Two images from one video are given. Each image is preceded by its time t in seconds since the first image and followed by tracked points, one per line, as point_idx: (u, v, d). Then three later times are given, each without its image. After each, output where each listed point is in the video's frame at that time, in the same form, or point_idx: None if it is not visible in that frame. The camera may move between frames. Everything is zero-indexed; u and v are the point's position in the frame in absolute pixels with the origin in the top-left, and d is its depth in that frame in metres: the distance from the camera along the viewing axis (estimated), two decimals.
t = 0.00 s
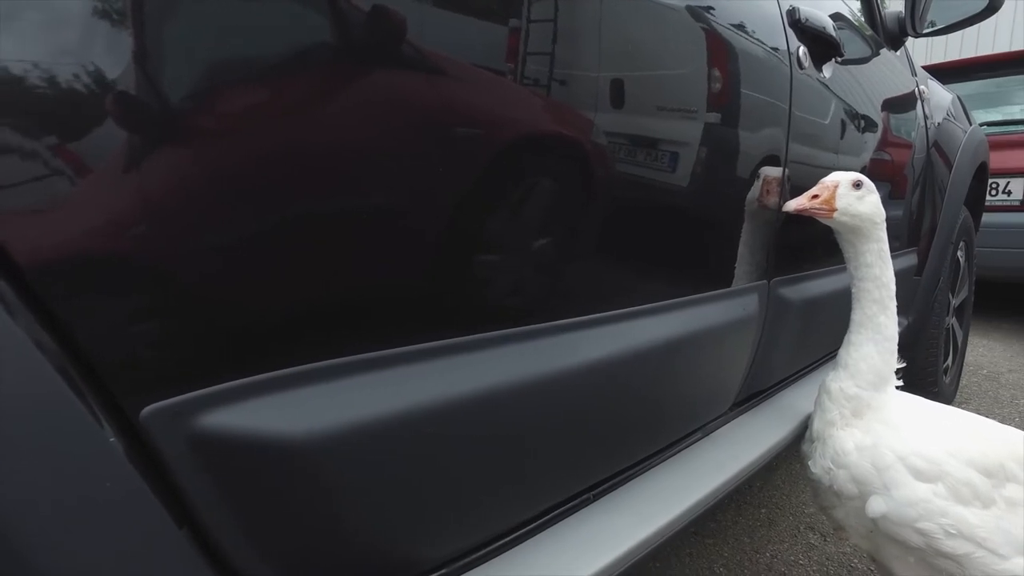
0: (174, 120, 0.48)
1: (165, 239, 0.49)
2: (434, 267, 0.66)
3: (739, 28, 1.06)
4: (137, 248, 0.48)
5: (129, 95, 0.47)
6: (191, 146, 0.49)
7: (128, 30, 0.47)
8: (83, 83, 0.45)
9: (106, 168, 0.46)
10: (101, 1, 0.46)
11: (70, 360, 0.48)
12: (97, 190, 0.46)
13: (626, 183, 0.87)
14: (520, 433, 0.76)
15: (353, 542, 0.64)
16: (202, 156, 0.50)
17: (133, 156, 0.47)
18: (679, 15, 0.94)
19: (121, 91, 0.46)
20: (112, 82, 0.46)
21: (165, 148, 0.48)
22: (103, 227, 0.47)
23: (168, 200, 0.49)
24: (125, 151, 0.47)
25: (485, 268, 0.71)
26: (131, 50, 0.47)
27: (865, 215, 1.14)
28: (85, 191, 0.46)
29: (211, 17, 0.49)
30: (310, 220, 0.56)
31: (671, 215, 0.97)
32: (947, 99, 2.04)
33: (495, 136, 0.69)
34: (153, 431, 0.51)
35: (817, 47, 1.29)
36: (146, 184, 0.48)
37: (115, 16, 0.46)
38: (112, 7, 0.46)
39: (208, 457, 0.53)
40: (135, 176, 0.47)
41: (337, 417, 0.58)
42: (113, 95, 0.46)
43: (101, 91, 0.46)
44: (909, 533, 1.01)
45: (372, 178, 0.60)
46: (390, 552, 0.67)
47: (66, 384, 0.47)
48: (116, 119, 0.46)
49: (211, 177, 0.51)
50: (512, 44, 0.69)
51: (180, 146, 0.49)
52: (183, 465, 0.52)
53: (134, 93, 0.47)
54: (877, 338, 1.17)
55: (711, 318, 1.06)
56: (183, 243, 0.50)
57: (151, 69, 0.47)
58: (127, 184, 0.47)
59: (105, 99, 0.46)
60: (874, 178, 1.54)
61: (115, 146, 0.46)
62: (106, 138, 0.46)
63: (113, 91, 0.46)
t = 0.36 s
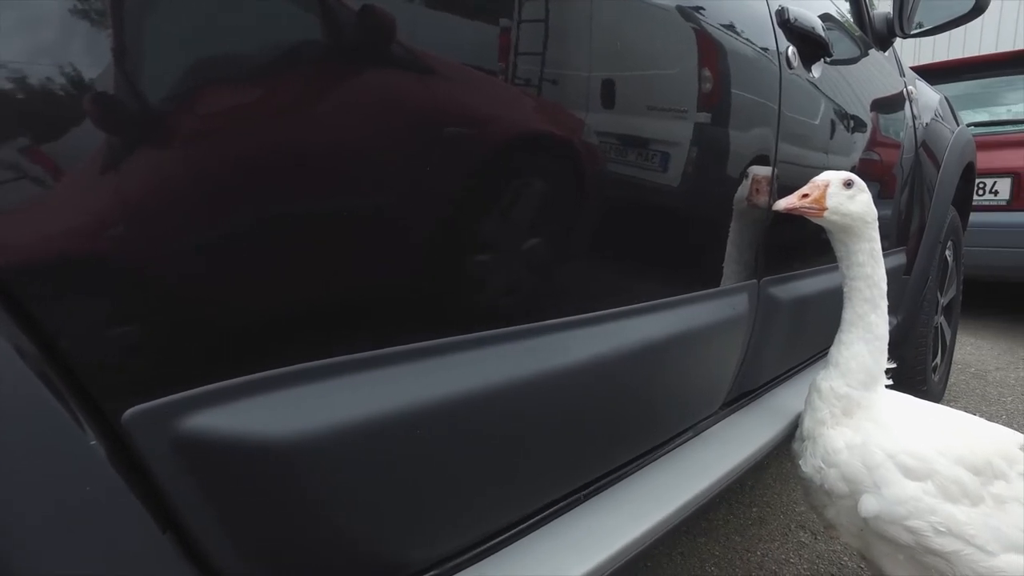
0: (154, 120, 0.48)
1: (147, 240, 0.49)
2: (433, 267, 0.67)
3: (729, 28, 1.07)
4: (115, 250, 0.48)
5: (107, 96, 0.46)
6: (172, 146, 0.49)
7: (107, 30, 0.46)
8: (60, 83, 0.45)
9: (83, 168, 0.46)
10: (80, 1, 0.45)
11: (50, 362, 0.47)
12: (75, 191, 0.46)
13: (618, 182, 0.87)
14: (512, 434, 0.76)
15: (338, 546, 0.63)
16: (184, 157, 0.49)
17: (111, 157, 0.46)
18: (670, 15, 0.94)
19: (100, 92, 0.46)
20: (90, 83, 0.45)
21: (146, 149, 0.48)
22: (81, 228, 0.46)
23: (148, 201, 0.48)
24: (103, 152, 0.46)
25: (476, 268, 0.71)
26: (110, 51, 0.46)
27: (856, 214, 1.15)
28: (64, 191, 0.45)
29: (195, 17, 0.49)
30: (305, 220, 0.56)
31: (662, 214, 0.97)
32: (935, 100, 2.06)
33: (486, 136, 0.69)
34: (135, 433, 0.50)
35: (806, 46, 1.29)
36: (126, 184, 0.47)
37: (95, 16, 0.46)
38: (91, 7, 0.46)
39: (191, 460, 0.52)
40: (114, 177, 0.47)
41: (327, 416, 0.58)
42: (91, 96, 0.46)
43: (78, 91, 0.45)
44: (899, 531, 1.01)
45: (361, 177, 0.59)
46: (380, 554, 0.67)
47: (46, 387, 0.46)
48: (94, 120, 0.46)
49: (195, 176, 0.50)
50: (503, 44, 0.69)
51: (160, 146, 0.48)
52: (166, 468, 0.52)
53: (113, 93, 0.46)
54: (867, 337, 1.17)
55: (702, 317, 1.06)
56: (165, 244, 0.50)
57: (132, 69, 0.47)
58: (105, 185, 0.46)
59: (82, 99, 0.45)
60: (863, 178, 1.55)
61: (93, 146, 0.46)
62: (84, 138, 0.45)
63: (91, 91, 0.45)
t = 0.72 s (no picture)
0: (118, 123, 0.47)
1: (110, 243, 0.48)
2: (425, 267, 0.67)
3: (718, 28, 1.07)
4: (72, 255, 0.46)
5: (68, 98, 0.45)
6: (137, 149, 0.48)
7: (69, 31, 0.45)
8: (17, 85, 0.43)
9: (41, 172, 0.44)
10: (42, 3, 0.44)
11: (17, 363, 0.46)
12: (34, 194, 0.44)
13: (607, 182, 0.87)
14: (496, 433, 0.76)
15: (323, 545, 0.63)
16: (149, 160, 0.48)
17: (70, 161, 0.45)
18: (659, 15, 0.94)
19: (61, 94, 0.44)
20: (50, 85, 0.44)
21: (111, 150, 0.47)
22: (40, 230, 0.45)
23: (112, 204, 0.47)
24: (62, 155, 0.45)
25: (464, 269, 0.71)
26: (72, 53, 0.45)
27: (842, 212, 1.15)
28: (18, 193, 0.44)
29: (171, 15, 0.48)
30: (286, 220, 0.56)
31: (650, 213, 0.97)
32: (921, 99, 2.08)
33: (475, 136, 0.69)
34: (106, 436, 0.49)
35: (792, 45, 1.30)
36: (89, 187, 0.46)
37: (58, 18, 0.45)
38: (55, 9, 0.45)
39: (163, 462, 0.51)
40: (74, 181, 0.45)
41: (306, 416, 0.58)
42: (50, 98, 0.44)
43: (37, 93, 0.44)
44: (885, 528, 1.01)
45: (344, 177, 0.59)
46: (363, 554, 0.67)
47: (12, 393, 0.44)
48: (51, 122, 0.44)
49: (163, 178, 0.49)
50: (492, 43, 0.69)
51: (123, 150, 0.47)
52: (138, 471, 0.51)
53: (74, 96, 0.45)
54: (854, 335, 1.18)
55: (689, 316, 1.06)
56: (130, 247, 0.48)
57: (99, 68, 0.46)
58: (64, 190, 0.45)
59: (40, 102, 0.44)
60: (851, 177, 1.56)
61: (51, 149, 0.44)
62: (40, 140, 0.44)
63: (51, 93, 0.44)
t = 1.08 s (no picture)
0: (70, 129, 0.45)
1: (62, 247, 0.46)
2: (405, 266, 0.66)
3: (705, 29, 1.08)
4: (18, 261, 0.44)
5: (17, 101, 0.43)
6: (91, 155, 0.46)
7: (20, 33, 0.43)
8: None
9: None
10: None
11: None
12: None
13: (595, 182, 0.87)
14: (481, 433, 0.75)
15: (300, 547, 0.62)
16: (103, 167, 0.47)
17: (16, 165, 0.43)
18: (646, 15, 0.94)
19: (11, 96, 0.43)
20: None
21: (77, 150, 0.46)
22: None
23: (64, 209, 0.46)
24: (8, 159, 0.43)
25: (451, 270, 0.71)
26: (23, 56, 0.43)
27: (827, 211, 1.16)
28: None
29: (145, 15, 0.47)
30: (262, 220, 0.55)
31: (637, 213, 0.97)
32: (905, 100, 2.09)
33: (462, 136, 0.69)
34: (68, 439, 0.47)
35: (777, 46, 1.30)
36: (37, 191, 0.44)
37: (9, 20, 0.43)
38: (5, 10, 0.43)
39: (128, 466, 0.50)
40: (21, 184, 0.44)
41: (285, 416, 0.57)
42: None
43: None
44: (869, 526, 1.02)
45: (326, 176, 0.58)
46: (342, 557, 0.66)
47: None
48: None
49: (128, 180, 0.48)
50: (480, 43, 0.69)
51: (75, 156, 0.46)
52: (102, 473, 0.49)
53: (24, 99, 0.43)
54: (839, 334, 1.19)
55: (675, 315, 1.06)
56: (83, 252, 0.47)
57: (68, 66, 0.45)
58: (12, 194, 0.44)
59: None
60: (837, 177, 1.56)
61: None
62: None
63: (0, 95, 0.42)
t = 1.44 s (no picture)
0: (33, 132, 0.44)
1: (27, 250, 0.45)
2: (399, 260, 0.66)
3: (696, 29, 1.08)
4: None
5: None
6: (56, 158, 0.45)
7: None
8: None
9: None
10: None
11: None
12: None
13: (586, 182, 0.87)
14: (470, 433, 0.75)
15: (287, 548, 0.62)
16: (71, 169, 0.46)
17: None
18: (637, 15, 0.95)
19: None
20: None
21: (58, 147, 0.45)
22: None
23: (26, 213, 0.45)
24: None
25: (441, 269, 0.71)
26: None
27: (815, 210, 1.16)
28: None
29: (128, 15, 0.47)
30: (250, 217, 0.55)
31: (628, 213, 0.97)
32: (894, 100, 2.11)
33: (452, 136, 0.68)
34: (40, 442, 0.47)
35: (767, 46, 1.30)
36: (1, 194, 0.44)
37: None
38: None
39: (102, 468, 0.49)
40: None
41: (271, 416, 0.57)
42: None
43: None
44: (858, 524, 1.02)
45: (316, 174, 0.58)
46: (329, 558, 0.66)
47: None
48: None
49: (111, 178, 0.48)
50: (471, 43, 0.69)
51: (37, 159, 0.45)
52: (73, 477, 0.49)
53: None
54: (828, 333, 1.19)
55: (666, 314, 1.06)
56: (48, 255, 0.46)
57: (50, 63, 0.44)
58: None
59: None
60: (827, 176, 1.57)
61: None
62: None
63: None
